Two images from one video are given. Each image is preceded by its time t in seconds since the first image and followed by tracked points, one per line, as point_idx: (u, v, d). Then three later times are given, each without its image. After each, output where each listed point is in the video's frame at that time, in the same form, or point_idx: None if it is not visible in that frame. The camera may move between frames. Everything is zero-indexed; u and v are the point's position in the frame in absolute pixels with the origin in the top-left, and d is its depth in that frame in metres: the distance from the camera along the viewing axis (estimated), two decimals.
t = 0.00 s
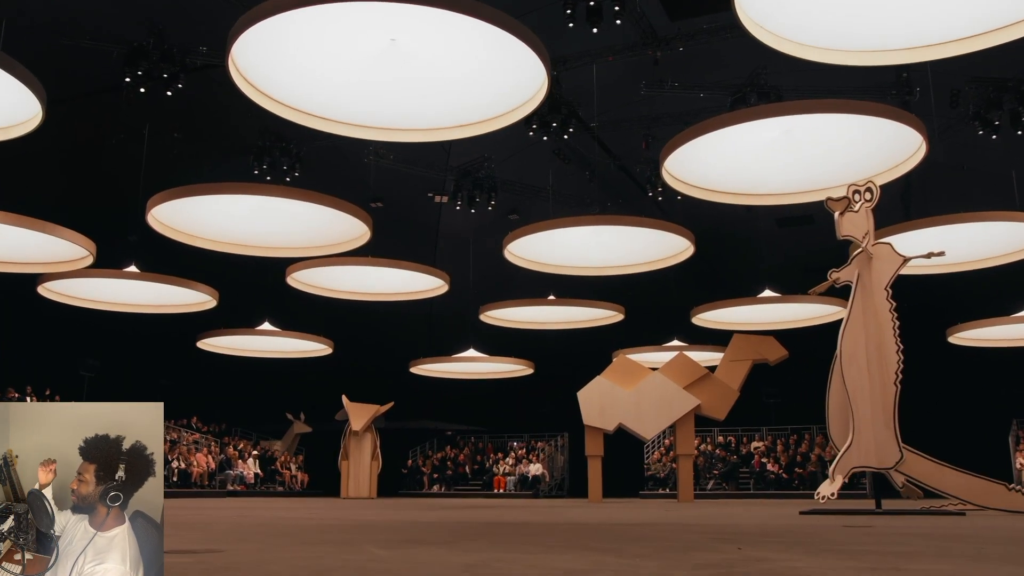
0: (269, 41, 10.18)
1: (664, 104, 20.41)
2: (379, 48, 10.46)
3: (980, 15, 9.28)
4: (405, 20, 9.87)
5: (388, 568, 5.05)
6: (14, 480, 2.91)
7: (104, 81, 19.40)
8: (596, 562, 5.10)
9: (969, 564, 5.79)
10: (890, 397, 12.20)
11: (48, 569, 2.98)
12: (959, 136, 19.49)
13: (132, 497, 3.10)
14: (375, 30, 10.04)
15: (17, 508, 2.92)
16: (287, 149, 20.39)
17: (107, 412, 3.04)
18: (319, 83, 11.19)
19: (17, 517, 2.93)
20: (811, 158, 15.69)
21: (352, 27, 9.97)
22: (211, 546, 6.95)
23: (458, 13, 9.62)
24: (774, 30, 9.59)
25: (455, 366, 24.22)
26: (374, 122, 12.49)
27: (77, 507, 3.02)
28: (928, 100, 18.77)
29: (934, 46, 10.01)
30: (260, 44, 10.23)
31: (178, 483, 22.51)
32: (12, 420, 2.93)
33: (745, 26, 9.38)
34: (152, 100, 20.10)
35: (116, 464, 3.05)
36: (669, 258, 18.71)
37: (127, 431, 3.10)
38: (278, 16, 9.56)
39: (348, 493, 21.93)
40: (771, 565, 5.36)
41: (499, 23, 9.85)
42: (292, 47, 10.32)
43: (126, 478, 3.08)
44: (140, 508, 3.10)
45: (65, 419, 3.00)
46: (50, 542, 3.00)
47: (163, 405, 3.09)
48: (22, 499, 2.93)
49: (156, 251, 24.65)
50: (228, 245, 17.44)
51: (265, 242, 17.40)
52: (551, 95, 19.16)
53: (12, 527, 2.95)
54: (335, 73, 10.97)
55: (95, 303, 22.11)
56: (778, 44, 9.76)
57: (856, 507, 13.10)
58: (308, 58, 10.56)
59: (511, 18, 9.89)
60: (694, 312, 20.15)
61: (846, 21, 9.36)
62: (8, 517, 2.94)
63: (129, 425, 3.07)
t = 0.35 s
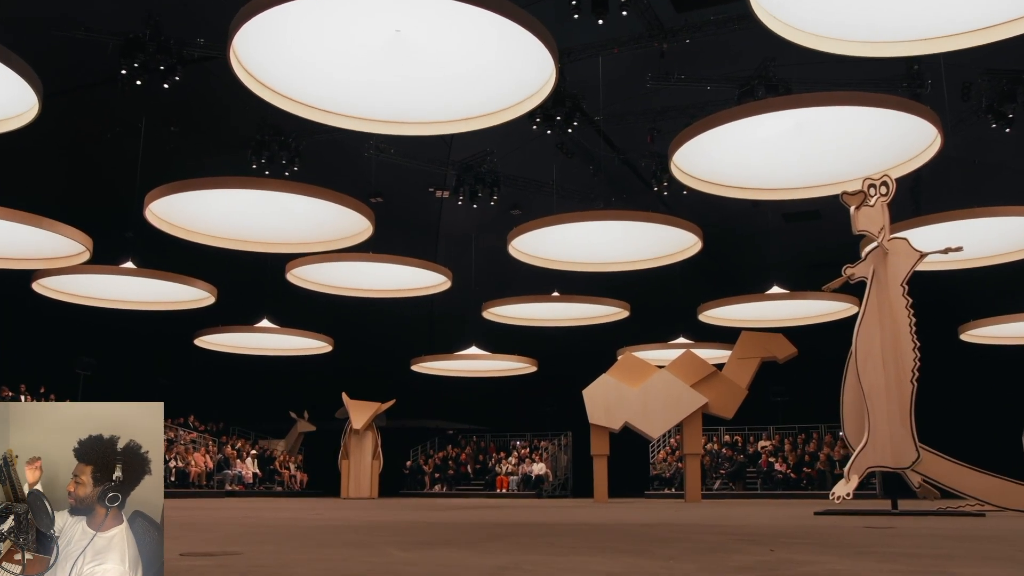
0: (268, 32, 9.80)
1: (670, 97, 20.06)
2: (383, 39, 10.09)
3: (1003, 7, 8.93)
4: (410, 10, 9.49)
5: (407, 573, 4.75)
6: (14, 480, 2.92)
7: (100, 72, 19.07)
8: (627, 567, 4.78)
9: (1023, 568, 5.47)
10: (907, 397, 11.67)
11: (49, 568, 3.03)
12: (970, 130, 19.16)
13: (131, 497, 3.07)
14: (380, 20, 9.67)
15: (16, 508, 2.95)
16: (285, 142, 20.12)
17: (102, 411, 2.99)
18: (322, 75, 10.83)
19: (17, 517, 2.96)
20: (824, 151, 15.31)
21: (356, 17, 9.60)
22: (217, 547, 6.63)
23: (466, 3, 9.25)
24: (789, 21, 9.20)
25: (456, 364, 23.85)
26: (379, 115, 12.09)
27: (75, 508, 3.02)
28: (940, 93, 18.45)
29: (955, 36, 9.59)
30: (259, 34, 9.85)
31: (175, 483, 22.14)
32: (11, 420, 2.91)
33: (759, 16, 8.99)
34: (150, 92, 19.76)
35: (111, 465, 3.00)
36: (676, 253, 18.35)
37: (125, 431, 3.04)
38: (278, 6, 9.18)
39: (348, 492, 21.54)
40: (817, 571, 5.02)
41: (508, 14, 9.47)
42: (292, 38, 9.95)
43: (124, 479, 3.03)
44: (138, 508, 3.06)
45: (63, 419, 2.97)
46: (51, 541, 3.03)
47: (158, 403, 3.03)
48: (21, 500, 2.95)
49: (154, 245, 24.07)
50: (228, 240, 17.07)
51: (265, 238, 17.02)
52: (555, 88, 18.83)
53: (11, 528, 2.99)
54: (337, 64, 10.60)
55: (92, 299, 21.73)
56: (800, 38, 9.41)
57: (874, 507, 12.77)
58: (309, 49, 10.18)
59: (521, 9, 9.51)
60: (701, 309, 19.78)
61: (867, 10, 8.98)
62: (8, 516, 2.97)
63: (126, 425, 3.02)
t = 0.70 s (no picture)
0: (270, 24, 9.51)
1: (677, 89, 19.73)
2: (389, 30, 9.80)
3: None
4: None
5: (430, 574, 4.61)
6: (14, 481, 2.98)
7: (98, 64, 18.76)
8: (662, 574, 4.54)
9: None
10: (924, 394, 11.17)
11: (47, 569, 3.06)
12: (982, 122, 18.85)
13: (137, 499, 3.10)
14: (385, 10, 9.38)
15: (16, 508, 3.00)
16: (287, 136, 19.77)
17: (112, 413, 3.04)
18: (326, 69, 10.54)
19: (17, 516, 3.01)
20: (837, 145, 15.00)
21: (360, 8, 9.31)
22: (222, 549, 6.41)
23: None
24: (802, 11, 8.91)
25: (460, 361, 23.55)
26: (385, 109, 11.78)
27: (84, 510, 3.03)
28: (952, 85, 18.13)
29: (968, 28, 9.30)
30: (260, 26, 9.56)
31: (175, 481, 21.84)
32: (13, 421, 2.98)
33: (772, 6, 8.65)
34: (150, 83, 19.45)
35: (122, 467, 3.03)
36: (684, 249, 18.10)
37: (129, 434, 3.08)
38: None
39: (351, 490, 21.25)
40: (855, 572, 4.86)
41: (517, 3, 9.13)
42: (294, 30, 9.66)
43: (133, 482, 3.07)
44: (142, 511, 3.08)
45: (65, 422, 3.01)
46: (53, 542, 3.05)
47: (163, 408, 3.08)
48: (22, 500, 3.00)
49: (152, 239, 23.71)
50: (230, 235, 16.75)
51: (267, 232, 16.70)
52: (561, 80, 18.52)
53: (12, 527, 3.04)
54: (341, 56, 10.29)
55: (91, 296, 21.46)
56: (827, 34, 9.19)
57: (890, 507, 12.47)
58: (312, 40, 9.89)
59: None
60: (708, 304, 19.49)
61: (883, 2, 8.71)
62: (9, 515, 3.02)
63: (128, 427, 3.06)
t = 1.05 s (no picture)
0: (271, 13, 9.18)
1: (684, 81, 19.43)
2: (394, 19, 9.48)
3: None
4: None
5: None
6: (14, 480, 2.69)
7: (96, 56, 18.48)
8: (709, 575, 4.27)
9: None
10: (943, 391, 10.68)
11: (47, 570, 2.78)
12: (995, 113, 18.55)
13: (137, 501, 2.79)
14: None
15: (17, 507, 2.72)
16: (287, 128, 19.50)
17: (99, 409, 2.72)
18: (331, 59, 10.21)
19: (16, 517, 2.72)
20: (851, 137, 14.69)
21: None
22: (237, 550, 6.13)
23: None
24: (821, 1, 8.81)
25: (463, 356, 23.25)
26: (391, 100, 11.45)
27: (80, 512, 2.74)
28: (965, 75, 17.84)
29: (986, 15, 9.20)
30: (261, 15, 9.22)
31: (174, 480, 21.51)
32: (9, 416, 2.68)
33: None
34: (148, 75, 19.18)
35: (114, 467, 2.72)
36: (692, 242, 17.78)
37: (127, 430, 2.78)
38: None
39: (353, 488, 20.95)
40: None
41: None
42: (296, 20, 9.33)
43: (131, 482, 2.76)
44: (143, 511, 2.79)
45: (64, 415, 2.72)
46: (54, 543, 2.77)
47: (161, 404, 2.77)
48: (22, 499, 2.72)
49: (151, 233, 23.37)
50: (231, 229, 16.45)
51: (268, 226, 16.37)
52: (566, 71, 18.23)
53: (12, 527, 2.76)
54: (344, 45, 9.94)
55: (89, 291, 21.15)
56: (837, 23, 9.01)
57: (909, 506, 12.17)
58: (315, 30, 9.55)
59: None
60: (716, 299, 19.16)
61: None
62: (8, 516, 2.74)
63: (125, 422, 2.76)
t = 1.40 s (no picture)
0: (273, 4, 8.87)
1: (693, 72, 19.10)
2: (400, 11, 9.18)
3: None
4: None
5: None
6: (14, 478, 2.66)
7: (93, 48, 18.11)
8: None
9: None
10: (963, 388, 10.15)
11: (47, 571, 2.71)
12: (1011, 105, 18.21)
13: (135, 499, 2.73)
14: None
15: (16, 507, 2.68)
16: (288, 121, 19.16)
17: (98, 407, 2.68)
18: (337, 50, 9.89)
19: (16, 516, 2.68)
20: (866, 129, 14.35)
21: None
22: (254, 551, 5.89)
23: None
24: None
25: (467, 353, 22.94)
26: (399, 93, 11.12)
27: (77, 512, 2.69)
28: (981, 67, 17.51)
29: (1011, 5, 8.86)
30: (262, 6, 8.91)
31: (175, 478, 21.20)
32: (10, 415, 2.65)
33: None
34: (146, 66, 18.83)
35: (113, 465, 2.68)
36: (701, 237, 17.46)
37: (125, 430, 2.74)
38: None
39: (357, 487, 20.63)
40: None
41: None
42: (298, 11, 9.02)
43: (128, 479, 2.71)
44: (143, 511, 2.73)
45: (64, 415, 2.68)
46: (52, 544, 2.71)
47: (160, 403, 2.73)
48: (21, 498, 2.67)
49: (151, 228, 23.01)
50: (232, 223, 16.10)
51: (271, 221, 16.04)
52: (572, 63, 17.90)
53: (11, 527, 2.71)
54: (348, 36, 9.63)
55: (88, 287, 20.84)
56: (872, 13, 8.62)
57: (929, 505, 11.87)
58: (319, 21, 9.24)
59: None
60: (725, 295, 18.85)
61: None
62: (8, 515, 2.70)
63: (123, 421, 2.72)
